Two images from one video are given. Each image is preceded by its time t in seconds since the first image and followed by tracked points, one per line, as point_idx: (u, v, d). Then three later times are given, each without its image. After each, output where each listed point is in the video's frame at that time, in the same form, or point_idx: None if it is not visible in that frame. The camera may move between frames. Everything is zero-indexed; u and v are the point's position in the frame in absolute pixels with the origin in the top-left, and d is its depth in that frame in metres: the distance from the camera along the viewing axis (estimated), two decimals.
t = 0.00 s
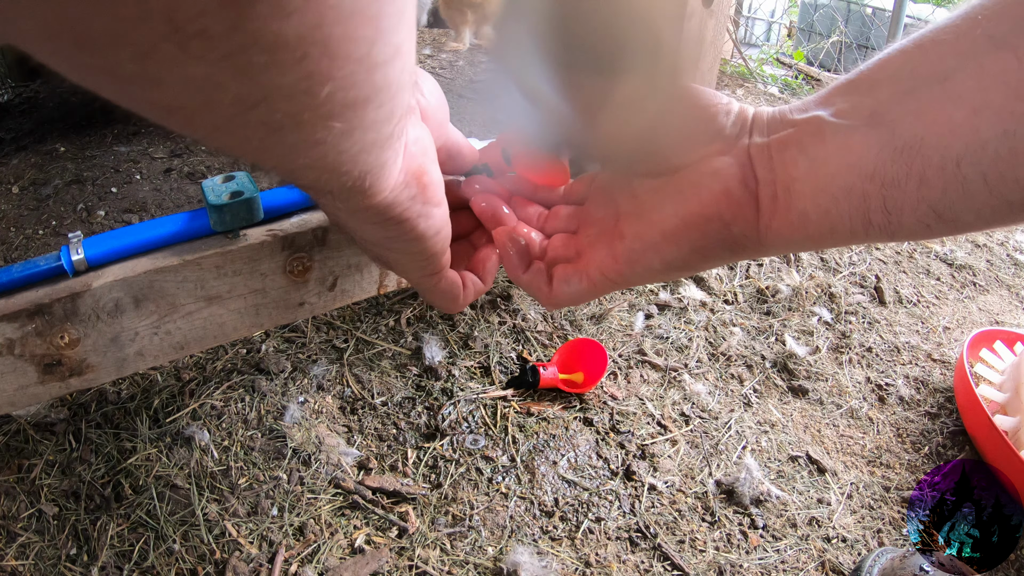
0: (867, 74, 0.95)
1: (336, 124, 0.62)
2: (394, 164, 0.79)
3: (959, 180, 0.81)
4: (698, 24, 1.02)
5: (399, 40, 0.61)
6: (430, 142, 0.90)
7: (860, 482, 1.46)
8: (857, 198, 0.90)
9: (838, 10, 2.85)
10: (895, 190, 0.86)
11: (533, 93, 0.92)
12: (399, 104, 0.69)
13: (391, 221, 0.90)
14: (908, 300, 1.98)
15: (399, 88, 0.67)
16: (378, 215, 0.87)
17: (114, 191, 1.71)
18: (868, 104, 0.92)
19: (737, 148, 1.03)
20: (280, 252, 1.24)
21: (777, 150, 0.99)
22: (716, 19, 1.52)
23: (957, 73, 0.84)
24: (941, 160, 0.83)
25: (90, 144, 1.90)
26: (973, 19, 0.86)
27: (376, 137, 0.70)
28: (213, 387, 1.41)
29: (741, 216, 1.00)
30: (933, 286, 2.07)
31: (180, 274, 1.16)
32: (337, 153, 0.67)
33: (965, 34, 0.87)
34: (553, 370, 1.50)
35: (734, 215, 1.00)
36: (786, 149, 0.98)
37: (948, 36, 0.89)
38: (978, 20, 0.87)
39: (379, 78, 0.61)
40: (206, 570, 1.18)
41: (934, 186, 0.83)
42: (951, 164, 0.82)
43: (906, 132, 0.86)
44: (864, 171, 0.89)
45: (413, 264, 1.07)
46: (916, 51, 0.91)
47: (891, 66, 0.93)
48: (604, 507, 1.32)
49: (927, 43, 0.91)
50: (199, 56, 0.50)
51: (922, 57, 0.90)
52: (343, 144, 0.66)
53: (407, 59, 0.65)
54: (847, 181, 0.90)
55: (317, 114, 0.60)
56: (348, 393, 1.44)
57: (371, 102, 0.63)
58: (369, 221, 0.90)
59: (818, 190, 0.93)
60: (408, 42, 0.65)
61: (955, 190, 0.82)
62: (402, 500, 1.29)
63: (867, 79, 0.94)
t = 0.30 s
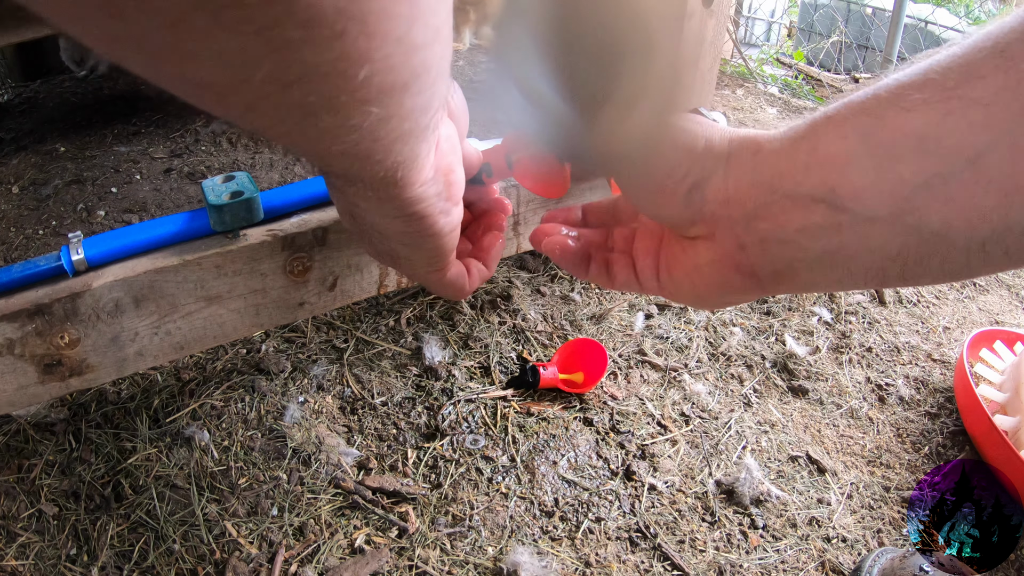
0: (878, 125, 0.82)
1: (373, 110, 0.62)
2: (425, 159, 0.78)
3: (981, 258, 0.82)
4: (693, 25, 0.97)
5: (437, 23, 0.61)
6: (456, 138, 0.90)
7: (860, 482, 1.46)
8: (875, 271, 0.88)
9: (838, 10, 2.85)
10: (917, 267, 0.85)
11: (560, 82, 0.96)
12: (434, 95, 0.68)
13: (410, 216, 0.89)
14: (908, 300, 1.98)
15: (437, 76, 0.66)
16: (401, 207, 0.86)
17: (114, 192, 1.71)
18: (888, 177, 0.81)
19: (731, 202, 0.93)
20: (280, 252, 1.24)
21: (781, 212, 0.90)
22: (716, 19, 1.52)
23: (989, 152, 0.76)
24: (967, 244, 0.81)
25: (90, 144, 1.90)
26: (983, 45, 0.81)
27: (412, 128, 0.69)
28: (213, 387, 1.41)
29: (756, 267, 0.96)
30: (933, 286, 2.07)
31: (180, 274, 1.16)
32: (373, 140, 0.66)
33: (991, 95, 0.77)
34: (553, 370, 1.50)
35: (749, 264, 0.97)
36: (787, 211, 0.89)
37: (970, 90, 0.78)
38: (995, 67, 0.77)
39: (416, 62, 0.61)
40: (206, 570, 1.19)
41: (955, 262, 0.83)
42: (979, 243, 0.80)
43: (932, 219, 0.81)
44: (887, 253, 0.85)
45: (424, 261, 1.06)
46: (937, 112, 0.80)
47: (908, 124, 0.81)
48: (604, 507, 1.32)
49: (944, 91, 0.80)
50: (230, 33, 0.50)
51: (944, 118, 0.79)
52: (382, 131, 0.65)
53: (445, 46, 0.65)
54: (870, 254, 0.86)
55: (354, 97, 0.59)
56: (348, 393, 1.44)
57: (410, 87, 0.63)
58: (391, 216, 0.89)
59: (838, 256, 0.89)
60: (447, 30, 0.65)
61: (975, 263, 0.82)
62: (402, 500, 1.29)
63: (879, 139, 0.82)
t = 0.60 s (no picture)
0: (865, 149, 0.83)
1: (391, 110, 0.61)
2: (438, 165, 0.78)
3: (964, 262, 0.84)
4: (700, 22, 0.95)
5: (461, 25, 0.60)
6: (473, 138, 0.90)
7: (860, 482, 1.46)
8: (861, 275, 0.91)
9: (838, 10, 2.84)
10: (904, 272, 0.88)
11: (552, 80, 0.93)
12: (454, 97, 0.67)
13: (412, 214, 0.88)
14: (908, 300, 1.98)
15: (458, 78, 0.65)
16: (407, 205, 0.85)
17: (114, 192, 1.71)
18: (878, 197, 0.83)
19: (726, 222, 0.94)
20: (280, 252, 1.24)
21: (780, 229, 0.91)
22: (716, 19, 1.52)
23: (970, 165, 0.79)
24: (949, 252, 0.84)
25: (90, 143, 1.90)
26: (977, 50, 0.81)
27: (430, 130, 0.68)
28: (213, 387, 1.41)
29: (754, 273, 0.99)
30: (933, 286, 2.07)
31: (180, 274, 1.16)
32: (390, 140, 0.66)
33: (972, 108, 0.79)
34: (553, 370, 1.50)
35: (747, 271, 0.99)
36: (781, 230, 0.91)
37: (951, 102, 0.80)
38: (976, 77, 0.79)
39: (438, 65, 0.60)
40: (206, 570, 1.19)
41: (940, 265, 0.86)
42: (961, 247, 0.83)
43: (917, 230, 0.84)
44: (874, 260, 0.88)
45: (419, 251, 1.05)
46: (918, 124, 0.81)
47: (892, 139, 0.82)
48: (604, 507, 1.32)
49: (926, 104, 0.82)
50: (240, 27, 0.50)
51: (925, 133, 0.81)
52: (399, 132, 0.65)
53: (467, 50, 0.64)
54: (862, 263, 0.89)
55: (372, 97, 0.59)
56: (348, 393, 1.44)
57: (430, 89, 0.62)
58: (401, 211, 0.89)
59: (832, 264, 0.92)
60: (471, 32, 0.63)
61: (959, 267, 0.85)
62: (402, 500, 1.29)
63: (864, 158, 0.83)
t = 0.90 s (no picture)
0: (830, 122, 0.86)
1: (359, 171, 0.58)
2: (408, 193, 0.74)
3: (932, 245, 0.82)
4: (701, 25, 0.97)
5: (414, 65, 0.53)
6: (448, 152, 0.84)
7: (860, 482, 1.46)
8: (825, 262, 0.90)
9: (838, 10, 2.84)
10: (868, 256, 0.86)
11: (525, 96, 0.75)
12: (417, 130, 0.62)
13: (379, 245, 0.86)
14: (908, 300, 1.98)
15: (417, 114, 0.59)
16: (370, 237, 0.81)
17: (114, 191, 1.71)
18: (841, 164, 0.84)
19: (694, 208, 0.95)
20: (280, 252, 1.24)
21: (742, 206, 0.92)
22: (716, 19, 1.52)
23: (934, 131, 0.79)
24: (916, 229, 0.82)
25: (90, 144, 1.90)
26: (947, 34, 0.85)
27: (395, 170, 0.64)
28: (213, 387, 1.41)
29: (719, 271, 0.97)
30: (933, 286, 2.07)
31: (180, 274, 1.16)
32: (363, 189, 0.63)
33: (935, 80, 0.81)
34: (553, 370, 1.49)
35: (704, 264, 0.97)
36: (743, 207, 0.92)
37: (915, 75, 0.84)
38: (940, 54, 0.83)
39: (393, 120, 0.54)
40: (206, 570, 1.19)
41: (906, 249, 0.84)
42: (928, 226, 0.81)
43: (878, 204, 0.83)
44: (835, 241, 0.87)
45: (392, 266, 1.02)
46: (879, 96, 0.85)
47: (858, 112, 0.85)
48: (604, 507, 1.32)
49: (889, 78, 0.86)
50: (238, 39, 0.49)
51: (890, 104, 0.83)
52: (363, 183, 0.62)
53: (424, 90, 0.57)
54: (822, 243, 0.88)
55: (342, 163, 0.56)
56: (348, 393, 1.44)
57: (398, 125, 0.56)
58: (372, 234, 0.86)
59: (796, 250, 0.91)
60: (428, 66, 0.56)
61: (927, 250, 0.83)
62: (402, 500, 1.29)
63: (822, 126, 0.86)
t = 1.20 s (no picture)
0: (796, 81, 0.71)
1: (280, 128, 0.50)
2: (328, 142, 0.53)
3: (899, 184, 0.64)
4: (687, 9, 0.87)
5: None
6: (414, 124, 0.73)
7: (860, 482, 1.46)
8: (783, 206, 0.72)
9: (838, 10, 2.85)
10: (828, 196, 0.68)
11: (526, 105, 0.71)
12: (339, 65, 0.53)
13: (308, 218, 0.65)
14: (908, 300, 1.98)
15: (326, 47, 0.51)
16: (290, 203, 0.61)
17: (114, 192, 1.71)
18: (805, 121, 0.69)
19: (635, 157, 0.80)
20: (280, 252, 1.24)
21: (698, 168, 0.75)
22: (716, 19, 1.52)
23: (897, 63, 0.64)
24: (878, 160, 0.64)
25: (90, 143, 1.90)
26: None
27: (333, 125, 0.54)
28: (213, 387, 1.41)
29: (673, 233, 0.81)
30: (933, 286, 2.06)
31: (180, 274, 1.16)
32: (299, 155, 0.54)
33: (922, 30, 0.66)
34: (554, 370, 1.50)
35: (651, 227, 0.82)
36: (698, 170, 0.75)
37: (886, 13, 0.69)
38: None
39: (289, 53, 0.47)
40: (206, 570, 1.19)
41: (871, 187, 0.65)
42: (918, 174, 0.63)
43: (838, 132, 0.66)
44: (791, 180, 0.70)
45: (343, 254, 0.78)
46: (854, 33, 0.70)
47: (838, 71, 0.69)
48: (604, 507, 1.32)
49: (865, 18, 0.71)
50: None
51: (867, 50, 0.67)
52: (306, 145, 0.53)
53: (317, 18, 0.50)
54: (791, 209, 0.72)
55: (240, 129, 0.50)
56: (348, 393, 1.44)
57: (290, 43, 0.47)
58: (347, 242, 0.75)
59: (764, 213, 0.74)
60: None
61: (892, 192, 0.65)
62: (402, 500, 1.29)
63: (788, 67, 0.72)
